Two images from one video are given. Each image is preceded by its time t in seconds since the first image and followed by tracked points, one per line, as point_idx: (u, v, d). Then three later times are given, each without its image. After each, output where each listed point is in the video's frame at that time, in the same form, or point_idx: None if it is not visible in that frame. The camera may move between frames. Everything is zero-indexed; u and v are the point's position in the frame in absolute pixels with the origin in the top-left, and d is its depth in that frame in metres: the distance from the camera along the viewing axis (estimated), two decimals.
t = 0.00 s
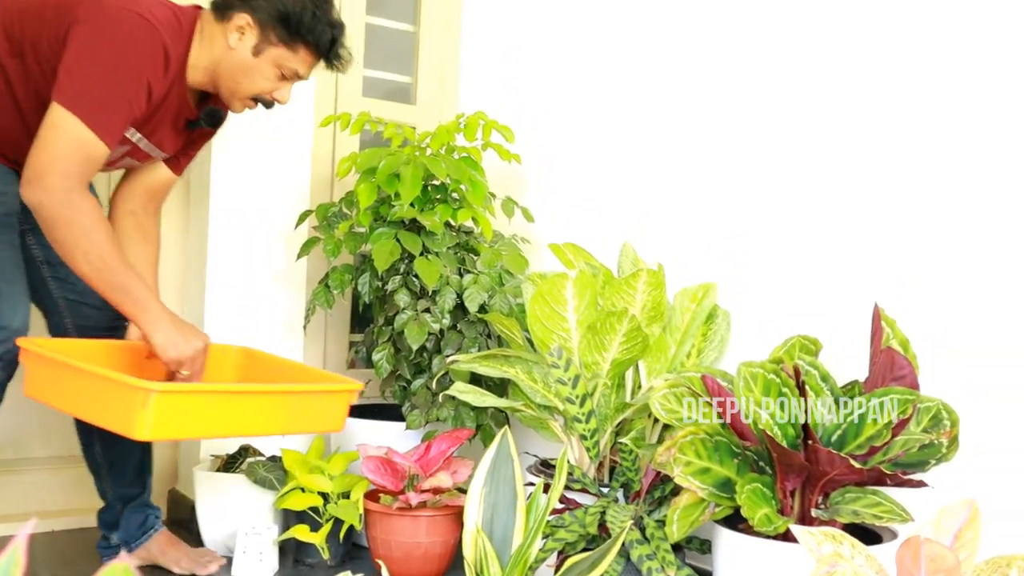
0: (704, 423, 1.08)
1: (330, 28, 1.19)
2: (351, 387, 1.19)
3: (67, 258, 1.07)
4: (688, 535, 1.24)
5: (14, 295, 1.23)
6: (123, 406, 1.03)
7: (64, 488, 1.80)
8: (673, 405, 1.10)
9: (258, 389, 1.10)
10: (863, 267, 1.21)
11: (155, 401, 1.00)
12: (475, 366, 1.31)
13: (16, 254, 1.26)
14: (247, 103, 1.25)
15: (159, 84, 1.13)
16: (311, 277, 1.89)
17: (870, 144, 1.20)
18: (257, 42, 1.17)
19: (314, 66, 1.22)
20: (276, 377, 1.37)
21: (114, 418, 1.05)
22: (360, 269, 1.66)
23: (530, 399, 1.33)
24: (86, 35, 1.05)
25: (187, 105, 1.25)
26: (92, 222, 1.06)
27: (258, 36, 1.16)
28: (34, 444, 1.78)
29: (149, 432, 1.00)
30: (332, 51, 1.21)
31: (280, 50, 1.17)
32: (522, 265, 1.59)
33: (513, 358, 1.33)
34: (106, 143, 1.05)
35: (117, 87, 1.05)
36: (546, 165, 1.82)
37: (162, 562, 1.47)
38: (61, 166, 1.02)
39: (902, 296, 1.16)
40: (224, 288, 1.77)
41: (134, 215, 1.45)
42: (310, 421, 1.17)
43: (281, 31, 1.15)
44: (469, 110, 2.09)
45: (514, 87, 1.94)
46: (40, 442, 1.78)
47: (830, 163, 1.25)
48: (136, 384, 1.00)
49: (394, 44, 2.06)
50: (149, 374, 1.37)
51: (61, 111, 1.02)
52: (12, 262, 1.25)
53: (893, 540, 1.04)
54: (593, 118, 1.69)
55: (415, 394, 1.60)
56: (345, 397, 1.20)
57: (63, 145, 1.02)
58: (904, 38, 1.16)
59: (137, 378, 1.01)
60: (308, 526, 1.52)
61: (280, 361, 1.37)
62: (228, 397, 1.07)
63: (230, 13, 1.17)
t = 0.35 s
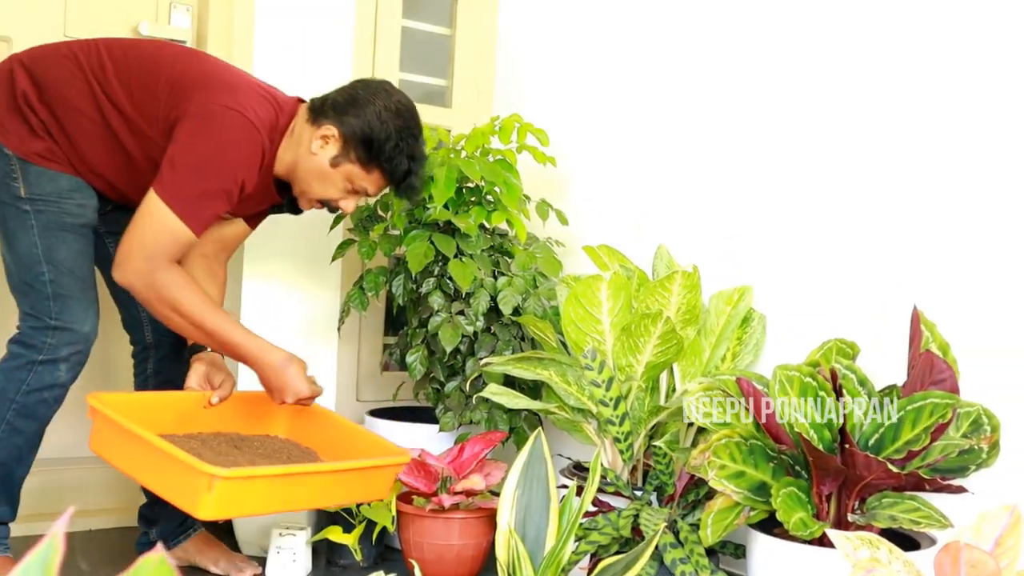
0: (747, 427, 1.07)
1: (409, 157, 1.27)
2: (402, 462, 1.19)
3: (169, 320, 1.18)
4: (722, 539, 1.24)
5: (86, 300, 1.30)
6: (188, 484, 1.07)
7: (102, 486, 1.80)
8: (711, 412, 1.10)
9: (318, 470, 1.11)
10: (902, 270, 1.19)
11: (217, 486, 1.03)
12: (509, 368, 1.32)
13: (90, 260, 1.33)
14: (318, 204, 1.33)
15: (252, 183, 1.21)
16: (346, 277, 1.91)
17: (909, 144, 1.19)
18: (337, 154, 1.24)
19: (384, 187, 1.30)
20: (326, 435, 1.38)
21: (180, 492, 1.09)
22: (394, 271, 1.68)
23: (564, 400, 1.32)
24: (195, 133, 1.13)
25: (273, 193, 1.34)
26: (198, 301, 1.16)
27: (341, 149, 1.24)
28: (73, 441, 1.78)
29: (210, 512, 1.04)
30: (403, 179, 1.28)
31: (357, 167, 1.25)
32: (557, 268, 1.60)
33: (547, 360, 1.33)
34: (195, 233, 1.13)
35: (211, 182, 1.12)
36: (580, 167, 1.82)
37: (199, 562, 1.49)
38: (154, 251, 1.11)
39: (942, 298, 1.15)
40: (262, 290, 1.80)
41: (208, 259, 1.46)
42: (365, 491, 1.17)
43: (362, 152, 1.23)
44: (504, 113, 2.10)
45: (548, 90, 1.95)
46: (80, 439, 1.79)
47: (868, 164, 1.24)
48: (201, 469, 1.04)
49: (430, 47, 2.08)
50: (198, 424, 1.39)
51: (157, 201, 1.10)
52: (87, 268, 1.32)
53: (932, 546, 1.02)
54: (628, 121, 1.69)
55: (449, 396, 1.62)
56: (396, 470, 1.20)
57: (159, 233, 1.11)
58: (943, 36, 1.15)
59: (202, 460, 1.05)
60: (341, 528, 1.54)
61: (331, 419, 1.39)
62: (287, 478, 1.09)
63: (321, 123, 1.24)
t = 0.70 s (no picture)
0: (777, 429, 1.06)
1: (453, 180, 1.34)
2: (404, 477, 1.22)
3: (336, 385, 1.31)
4: (752, 539, 1.23)
5: (135, 299, 1.35)
6: (197, 452, 1.09)
7: (135, 482, 1.82)
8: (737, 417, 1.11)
9: (326, 466, 1.14)
10: (938, 268, 1.18)
11: (226, 458, 1.06)
12: (538, 366, 1.32)
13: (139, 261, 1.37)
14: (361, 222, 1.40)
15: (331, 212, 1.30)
16: (375, 276, 1.94)
17: (946, 140, 1.17)
18: (384, 172, 1.31)
19: (427, 209, 1.36)
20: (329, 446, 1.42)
21: (186, 464, 1.11)
22: (424, 269, 1.69)
23: (593, 399, 1.33)
24: (290, 170, 1.22)
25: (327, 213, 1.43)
26: (365, 363, 1.29)
27: (388, 168, 1.31)
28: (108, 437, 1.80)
29: (213, 486, 1.06)
30: (447, 201, 1.35)
31: (403, 187, 1.32)
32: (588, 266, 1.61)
33: (577, 359, 1.33)
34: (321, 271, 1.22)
35: (319, 218, 1.21)
36: (611, 166, 1.82)
37: (228, 557, 1.51)
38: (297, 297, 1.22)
39: (977, 297, 1.13)
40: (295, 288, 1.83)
41: (241, 260, 1.56)
42: (362, 500, 1.20)
43: (409, 171, 1.30)
44: (534, 112, 2.11)
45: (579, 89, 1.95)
46: (115, 435, 1.80)
47: (903, 160, 1.23)
48: (215, 437, 1.06)
49: (461, 47, 2.09)
50: (208, 414, 1.42)
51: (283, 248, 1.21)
52: (136, 268, 1.36)
53: (966, 549, 1.01)
54: (660, 116, 1.69)
55: (478, 394, 1.62)
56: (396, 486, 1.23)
57: (291, 281, 1.21)
58: (1001, 21, 1.11)
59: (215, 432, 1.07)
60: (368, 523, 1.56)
61: (338, 430, 1.42)
62: (293, 467, 1.11)
63: (372, 143, 1.32)
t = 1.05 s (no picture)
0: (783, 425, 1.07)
1: (477, 185, 1.35)
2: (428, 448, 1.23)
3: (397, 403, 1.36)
4: (759, 537, 1.23)
5: (168, 303, 1.36)
6: (211, 418, 1.09)
7: (145, 476, 1.83)
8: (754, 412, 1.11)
9: (340, 431, 1.14)
10: (948, 267, 1.17)
11: (240, 421, 1.06)
12: (546, 363, 1.32)
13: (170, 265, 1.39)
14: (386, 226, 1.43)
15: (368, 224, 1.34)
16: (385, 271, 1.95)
17: (958, 139, 1.17)
18: (409, 179, 1.32)
19: (452, 214, 1.39)
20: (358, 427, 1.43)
21: (200, 428, 1.11)
22: (434, 264, 1.68)
23: (600, 396, 1.33)
24: (334, 190, 1.25)
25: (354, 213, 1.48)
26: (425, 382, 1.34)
27: (412, 175, 1.32)
28: (118, 429, 1.80)
29: (229, 446, 1.06)
30: (471, 206, 1.37)
31: (428, 193, 1.34)
32: (597, 265, 1.59)
33: (585, 355, 1.33)
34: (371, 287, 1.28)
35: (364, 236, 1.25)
36: (621, 164, 1.82)
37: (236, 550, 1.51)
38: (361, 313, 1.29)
39: (987, 298, 1.13)
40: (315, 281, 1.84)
41: (267, 259, 1.58)
42: (379, 471, 1.21)
43: (434, 178, 1.32)
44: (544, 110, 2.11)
45: (589, 87, 1.95)
46: (125, 427, 1.81)
47: (916, 159, 1.22)
48: (226, 400, 1.06)
49: (471, 44, 2.09)
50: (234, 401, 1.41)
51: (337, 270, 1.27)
52: (168, 273, 1.38)
53: (974, 548, 1.00)
54: (670, 115, 1.69)
55: (486, 389, 1.64)
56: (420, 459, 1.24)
57: (349, 299, 1.28)
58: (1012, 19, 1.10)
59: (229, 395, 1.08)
60: (375, 518, 1.56)
61: (365, 412, 1.44)
62: (306, 432, 1.12)
63: (396, 149, 1.33)
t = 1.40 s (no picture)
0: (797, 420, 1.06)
1: (493, 180, 1.36)
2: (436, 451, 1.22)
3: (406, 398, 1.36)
4: (772, 532, 1.23)
5: (180, 295, 1.37)
6: (212, 428, 1.10)
7: (160, 470, 1.85)
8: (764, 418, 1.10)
9: (343, 438, 1.14)
10: (964, 261, 1.16)
11: (240, 431, 1.06)
12: (558, 357, 1.32)
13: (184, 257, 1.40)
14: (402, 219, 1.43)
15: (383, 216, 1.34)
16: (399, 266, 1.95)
17: (977, 130, 1.15)
18: (426, 173, 1.33)
19: (468, 208, 1.39)
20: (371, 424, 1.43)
21: (204, 441, 1.11)
22: (447, 259, 1.69)
23: (614, 391, 1.32)
24: (347, 180, 1.25)
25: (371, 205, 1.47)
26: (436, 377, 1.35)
27: (429, 169, 1.33)
28: (131, 422, 1.82)
29: (230, 459, 1.06)
30: (487, 200, 1.37)
31: (444, 188, 1.34)
32: (610, 259, 1.58)
33: (597, 349, 1.32)
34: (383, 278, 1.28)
35: (377, 225, 1.25)
36: (635, 158, 1.82)
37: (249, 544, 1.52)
38: (372, 306, 1.29)
39: (1005, 292, 1.11)
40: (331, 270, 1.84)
41: (286, 255, 1.60)
42: (386, 478, 1.20)
43: (450, 173, 1.32)
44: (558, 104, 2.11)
45: (604, 81, 1.94)
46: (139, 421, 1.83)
47: (933, 151, 1.21)
48: (226, 412, 1.06)
49: (485, 39, 2.09)
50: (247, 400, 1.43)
51: (350, 261, 1.26)
52: (181, 266, 1.38)
53: (989, 544, 1.00)
54: (684, 109, 1.68)
55: (499, 385, 1.63)
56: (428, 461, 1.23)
57: (362, 290, 1.27)
58: None
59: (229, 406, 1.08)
60: (387, 512, 1.57)
61: (377, 410, 1.42)
62: (307, 440, 1.12)
63: (413, 143, 1.34)
